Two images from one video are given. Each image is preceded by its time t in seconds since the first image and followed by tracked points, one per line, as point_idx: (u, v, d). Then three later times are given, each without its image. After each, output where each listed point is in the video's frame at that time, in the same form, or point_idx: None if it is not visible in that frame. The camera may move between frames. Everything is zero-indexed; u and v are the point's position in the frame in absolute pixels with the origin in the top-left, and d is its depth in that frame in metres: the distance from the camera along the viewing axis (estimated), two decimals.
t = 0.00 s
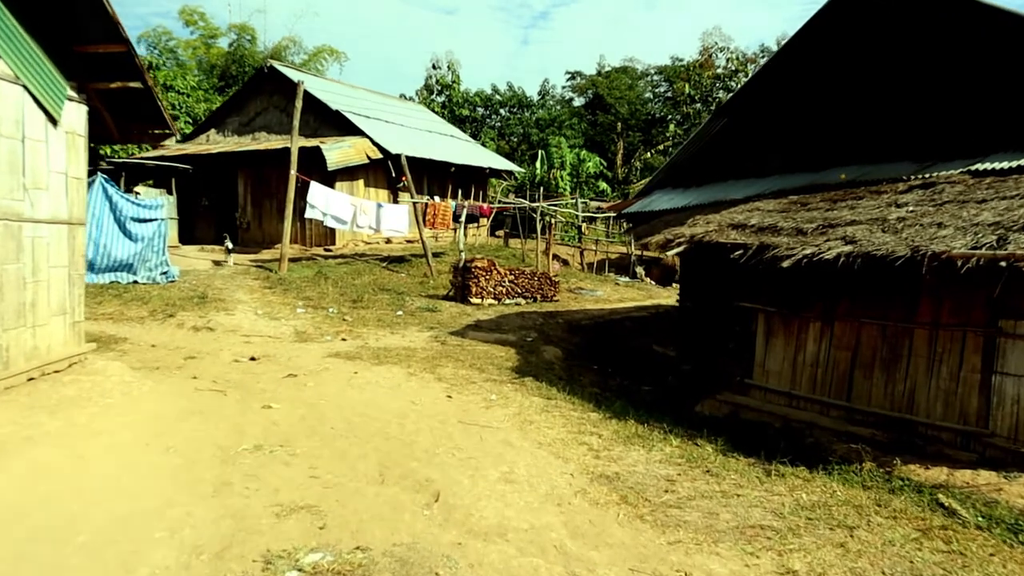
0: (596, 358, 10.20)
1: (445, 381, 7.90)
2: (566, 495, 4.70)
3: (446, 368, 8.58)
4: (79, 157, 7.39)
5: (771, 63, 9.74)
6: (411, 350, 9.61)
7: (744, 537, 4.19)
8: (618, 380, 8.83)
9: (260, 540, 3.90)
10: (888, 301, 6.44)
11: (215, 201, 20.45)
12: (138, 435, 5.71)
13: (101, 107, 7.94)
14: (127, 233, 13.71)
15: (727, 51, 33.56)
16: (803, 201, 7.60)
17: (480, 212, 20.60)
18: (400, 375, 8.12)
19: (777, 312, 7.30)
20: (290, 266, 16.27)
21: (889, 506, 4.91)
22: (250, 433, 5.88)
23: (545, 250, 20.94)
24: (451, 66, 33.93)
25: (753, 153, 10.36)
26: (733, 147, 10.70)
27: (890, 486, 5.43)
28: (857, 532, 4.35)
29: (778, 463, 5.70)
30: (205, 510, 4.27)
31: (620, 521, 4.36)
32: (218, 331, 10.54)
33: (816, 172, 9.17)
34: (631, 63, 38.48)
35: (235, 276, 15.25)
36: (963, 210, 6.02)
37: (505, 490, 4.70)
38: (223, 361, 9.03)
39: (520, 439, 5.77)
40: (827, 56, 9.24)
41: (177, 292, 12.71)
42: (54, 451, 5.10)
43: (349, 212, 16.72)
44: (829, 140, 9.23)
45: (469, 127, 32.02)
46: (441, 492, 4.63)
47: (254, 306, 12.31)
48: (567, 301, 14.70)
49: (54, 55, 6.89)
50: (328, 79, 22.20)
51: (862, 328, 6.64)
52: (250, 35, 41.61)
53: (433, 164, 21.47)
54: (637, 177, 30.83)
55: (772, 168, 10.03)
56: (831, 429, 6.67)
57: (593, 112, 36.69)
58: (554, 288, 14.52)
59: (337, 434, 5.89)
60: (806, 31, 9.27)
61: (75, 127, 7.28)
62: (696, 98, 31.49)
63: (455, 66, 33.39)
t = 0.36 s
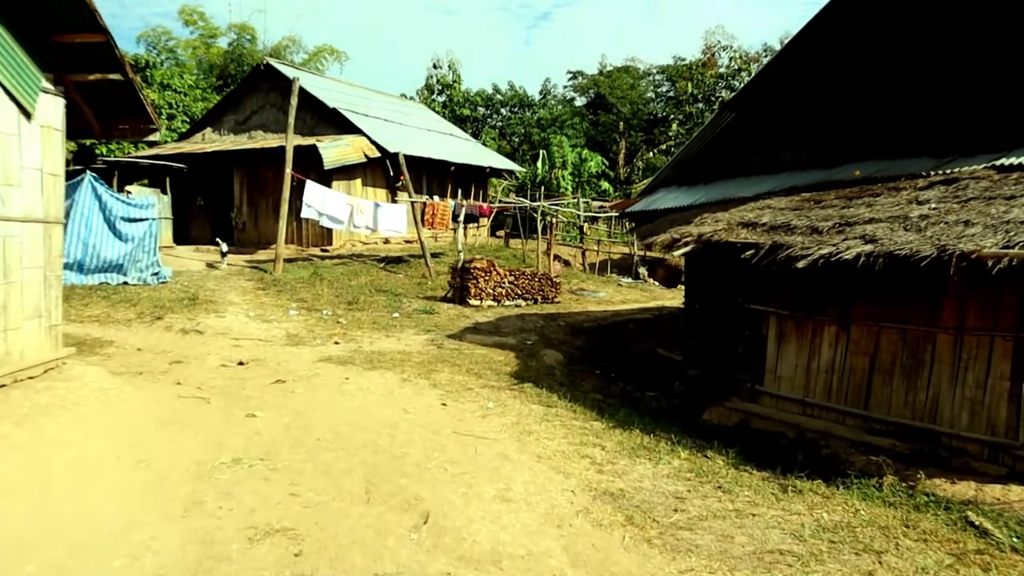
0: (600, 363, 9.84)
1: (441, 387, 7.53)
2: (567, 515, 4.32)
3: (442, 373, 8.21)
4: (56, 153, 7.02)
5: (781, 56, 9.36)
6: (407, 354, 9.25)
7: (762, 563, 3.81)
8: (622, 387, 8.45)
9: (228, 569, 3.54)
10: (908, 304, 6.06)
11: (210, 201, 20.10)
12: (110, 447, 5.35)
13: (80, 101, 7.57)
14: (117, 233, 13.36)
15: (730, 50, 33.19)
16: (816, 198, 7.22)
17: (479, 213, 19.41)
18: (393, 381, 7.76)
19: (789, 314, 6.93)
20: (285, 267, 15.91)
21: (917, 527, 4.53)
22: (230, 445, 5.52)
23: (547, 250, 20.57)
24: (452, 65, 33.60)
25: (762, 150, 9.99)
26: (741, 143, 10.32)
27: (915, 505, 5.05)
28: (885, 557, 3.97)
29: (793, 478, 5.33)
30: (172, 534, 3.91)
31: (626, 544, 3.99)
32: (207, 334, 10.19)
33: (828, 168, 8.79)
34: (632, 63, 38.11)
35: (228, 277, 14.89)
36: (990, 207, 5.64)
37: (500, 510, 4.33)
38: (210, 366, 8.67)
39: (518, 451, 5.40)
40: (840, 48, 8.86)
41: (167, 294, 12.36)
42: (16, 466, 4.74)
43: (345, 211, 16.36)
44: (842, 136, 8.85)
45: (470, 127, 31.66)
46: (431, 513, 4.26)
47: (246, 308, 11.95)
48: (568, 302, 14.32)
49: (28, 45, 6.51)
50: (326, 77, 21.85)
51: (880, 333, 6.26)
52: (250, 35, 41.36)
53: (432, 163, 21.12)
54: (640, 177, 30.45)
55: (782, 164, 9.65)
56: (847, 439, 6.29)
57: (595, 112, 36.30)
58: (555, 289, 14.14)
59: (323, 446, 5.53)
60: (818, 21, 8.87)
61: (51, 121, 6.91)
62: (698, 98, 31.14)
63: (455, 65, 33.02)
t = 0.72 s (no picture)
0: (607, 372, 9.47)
1: (434, 398, 7.12)
2: (567, 550, 3.91)
3: (436, 383, 7.79)
4: (25, 150, 6.61)
5: (792, 49, 8.93)
6: (400, 361, 8.85)
7: None
8: (626, 398, 8.03)
9: None
10: (934, 312, 5.64)
11: (204, 201, 19.70)
12: (72, 468, 4.94)
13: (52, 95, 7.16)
14: (103, 235, 12.94)
15: (732, 48, 32.74)
16: (832, 199, 6.79)
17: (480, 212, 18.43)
18: (383, 391, 7.35)
19: (803, 322, 6.51)
20: (279, 269, 15.50)
21: (954, 563, 4.11)
22: (202, 467, 5.11)
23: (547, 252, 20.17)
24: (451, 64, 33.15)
25: (772, 147, 9.56)
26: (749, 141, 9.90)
27: (947, 534, 4.64)
28: None
29: (813, 502, 4.92)
30: None
31: None
32: (193, 340, 9.78)
33: (842, 167, 8.37)
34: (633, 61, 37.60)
35: (219, 279, 14.48)
36: None
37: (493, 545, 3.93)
38: (193, 375, 8.26)
39: (514, 473, 4.99)
40: (855, 41, 8.43)
41: (154, 298, 11.96)
42: None
43: (340, 212, 15.95)
44: (856, 133, 8.43)
45: (469, 126, 31.23)
46: (416, 549, 3.86)
47: (235, 312, 11.53)
48: (569, 306, 13.91)
49: None
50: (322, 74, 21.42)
51: (903, 343, 5.84)
52: (249, 35, 40.97)
53: (431, 162, 20.72)
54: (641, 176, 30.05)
55: (793, 163, 9.23)
56: (867, 457, 5.88)
57: (596, 111, 35.79)
58: (555, 292, 13.74)
59: (303, 467, 5.12)
60: (831, 13, 8.44)
61: (19, 117, 6.49)
62: (700, 97, 30.71)
63: (454, 64, 32.59)
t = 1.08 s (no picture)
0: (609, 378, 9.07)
1: (428, 406, 6.72)
2: None
3: (430, 389, 7.39)
4: None
5: (804, 40, 8.53)
6: (393, 366, 8.45)
7: None
8: (631, 406, 7.63)
9: None
10: (963, 315, 5.23)
11: (197, 201, 19.30)
12: (31, 484, 4.54)
13: (23, 85, 6.86)
14: (89, 235, 12.56)
15: (734, 48, 32.40)
16: (851, 195, 6.39)
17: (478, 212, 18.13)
18: (375, 399, 6.95)
19: (821, 325, 6.11)
20: (272, 271, 15.11)
21: None
22: (174, 483, 4.71)
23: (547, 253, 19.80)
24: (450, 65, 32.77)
25: (782, 143, 9.16)
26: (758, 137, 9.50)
27: (985, 558, 4.23)
28: None
29: (838, 523, 4.51)
30: None
31: None
32: (178, 344, 9.37)
33: (857, 162, 7.97)
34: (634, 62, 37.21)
35: (211, 281, 14.09)
36: None
37: None
38: (176, 381, 7.86)
39: (512, 491, 4.60)
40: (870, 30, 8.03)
41: (141, 300, 11.55)
42: None
43: (335, 212, 15.55)
44: (871, 126, 8.03)
45: (469, 127, 30.85)
46: None
47: (224, 315, 11.13)
48: (570, 308, 13.52)
49: None
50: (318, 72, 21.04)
51: (930, 348, 5.43)
52: (248, 35, 40.63)
53: (429, 161, 20.34)
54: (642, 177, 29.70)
55: (804, 159, 8.83)
56: (892, 470, 5.47)
57: (596, 112, 35.40)
58: (556, 294, 13.35)
59: (283, 484, 4.71)
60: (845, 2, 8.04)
61: None
62: (701, 97, 30.36)
63: (455, 64, 32.23)
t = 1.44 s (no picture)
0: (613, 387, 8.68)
1: (420, 419, 6.34)
2: None
3: (423, 400, 7.00)
4: None
5: (817, 31, 8.12)
6: (386, 374, 8.07)
7: None
8: (634, 419, 7.24)
9: None
10: (996, 325, 4.84)
11: (191, 201, 18.93)
12: None
13: None
14: (76, 236, 12.19)
15: (736, 45, 32.00)
16: (871, 195, 6.00)
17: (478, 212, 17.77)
18: (365, 411, 6.57)
19: (839, 334, 5.74)
20: (265, 272, 14.72)
21: None
22: (140, 510, 4.33)
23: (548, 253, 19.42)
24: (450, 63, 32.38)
25: (793, 140, 8.77)
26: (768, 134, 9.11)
27: None
28: None
29: (864, 554, 4.13)
30: None
31: None
32: (163, 350, 9.00)
33: (873, 160, 7.57)
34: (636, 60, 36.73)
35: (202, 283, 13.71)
36: None
37: None
38: (158, 390, 7.48)
39: (508, 519, 4.22)
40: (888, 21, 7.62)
41: (128, 303, 11.18)
42: None
43: (330, 212, 15.17)
44: (887, 122, 7.64)
45: (469, 125, 30.47)
46: None
47: (213, 319, 10.76)
48: (571, 310, 13.15)
49: None
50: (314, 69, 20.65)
51: (958, 360, 5.04)
52: (246, 32, 40.14)
53: (427, 160, 19.95)
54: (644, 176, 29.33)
55: (816, 157, 8.44)
56: (917, 491, 5.09)
57: (597, 110, 34.61)
58: (556, 297, 12.97)
59: (260, 511, 4.33)
60: None
61: None
62: (703, 95, 29.97)
63: (455, 62, 31.78)
